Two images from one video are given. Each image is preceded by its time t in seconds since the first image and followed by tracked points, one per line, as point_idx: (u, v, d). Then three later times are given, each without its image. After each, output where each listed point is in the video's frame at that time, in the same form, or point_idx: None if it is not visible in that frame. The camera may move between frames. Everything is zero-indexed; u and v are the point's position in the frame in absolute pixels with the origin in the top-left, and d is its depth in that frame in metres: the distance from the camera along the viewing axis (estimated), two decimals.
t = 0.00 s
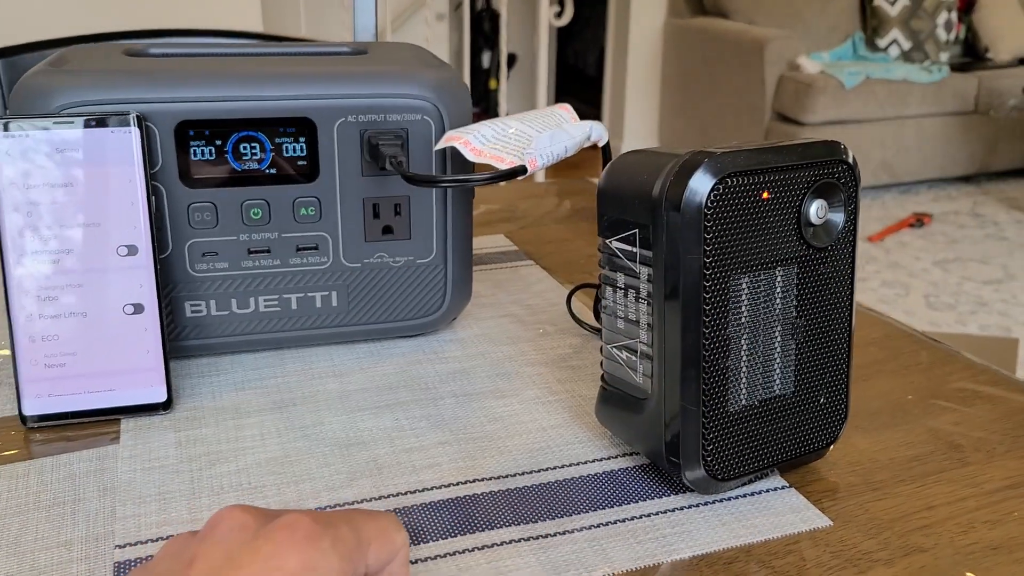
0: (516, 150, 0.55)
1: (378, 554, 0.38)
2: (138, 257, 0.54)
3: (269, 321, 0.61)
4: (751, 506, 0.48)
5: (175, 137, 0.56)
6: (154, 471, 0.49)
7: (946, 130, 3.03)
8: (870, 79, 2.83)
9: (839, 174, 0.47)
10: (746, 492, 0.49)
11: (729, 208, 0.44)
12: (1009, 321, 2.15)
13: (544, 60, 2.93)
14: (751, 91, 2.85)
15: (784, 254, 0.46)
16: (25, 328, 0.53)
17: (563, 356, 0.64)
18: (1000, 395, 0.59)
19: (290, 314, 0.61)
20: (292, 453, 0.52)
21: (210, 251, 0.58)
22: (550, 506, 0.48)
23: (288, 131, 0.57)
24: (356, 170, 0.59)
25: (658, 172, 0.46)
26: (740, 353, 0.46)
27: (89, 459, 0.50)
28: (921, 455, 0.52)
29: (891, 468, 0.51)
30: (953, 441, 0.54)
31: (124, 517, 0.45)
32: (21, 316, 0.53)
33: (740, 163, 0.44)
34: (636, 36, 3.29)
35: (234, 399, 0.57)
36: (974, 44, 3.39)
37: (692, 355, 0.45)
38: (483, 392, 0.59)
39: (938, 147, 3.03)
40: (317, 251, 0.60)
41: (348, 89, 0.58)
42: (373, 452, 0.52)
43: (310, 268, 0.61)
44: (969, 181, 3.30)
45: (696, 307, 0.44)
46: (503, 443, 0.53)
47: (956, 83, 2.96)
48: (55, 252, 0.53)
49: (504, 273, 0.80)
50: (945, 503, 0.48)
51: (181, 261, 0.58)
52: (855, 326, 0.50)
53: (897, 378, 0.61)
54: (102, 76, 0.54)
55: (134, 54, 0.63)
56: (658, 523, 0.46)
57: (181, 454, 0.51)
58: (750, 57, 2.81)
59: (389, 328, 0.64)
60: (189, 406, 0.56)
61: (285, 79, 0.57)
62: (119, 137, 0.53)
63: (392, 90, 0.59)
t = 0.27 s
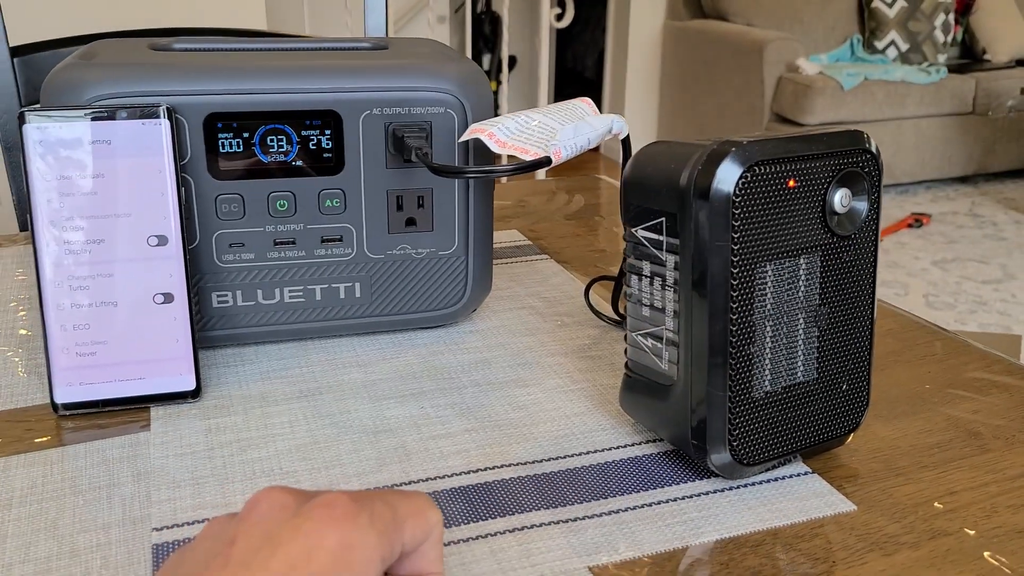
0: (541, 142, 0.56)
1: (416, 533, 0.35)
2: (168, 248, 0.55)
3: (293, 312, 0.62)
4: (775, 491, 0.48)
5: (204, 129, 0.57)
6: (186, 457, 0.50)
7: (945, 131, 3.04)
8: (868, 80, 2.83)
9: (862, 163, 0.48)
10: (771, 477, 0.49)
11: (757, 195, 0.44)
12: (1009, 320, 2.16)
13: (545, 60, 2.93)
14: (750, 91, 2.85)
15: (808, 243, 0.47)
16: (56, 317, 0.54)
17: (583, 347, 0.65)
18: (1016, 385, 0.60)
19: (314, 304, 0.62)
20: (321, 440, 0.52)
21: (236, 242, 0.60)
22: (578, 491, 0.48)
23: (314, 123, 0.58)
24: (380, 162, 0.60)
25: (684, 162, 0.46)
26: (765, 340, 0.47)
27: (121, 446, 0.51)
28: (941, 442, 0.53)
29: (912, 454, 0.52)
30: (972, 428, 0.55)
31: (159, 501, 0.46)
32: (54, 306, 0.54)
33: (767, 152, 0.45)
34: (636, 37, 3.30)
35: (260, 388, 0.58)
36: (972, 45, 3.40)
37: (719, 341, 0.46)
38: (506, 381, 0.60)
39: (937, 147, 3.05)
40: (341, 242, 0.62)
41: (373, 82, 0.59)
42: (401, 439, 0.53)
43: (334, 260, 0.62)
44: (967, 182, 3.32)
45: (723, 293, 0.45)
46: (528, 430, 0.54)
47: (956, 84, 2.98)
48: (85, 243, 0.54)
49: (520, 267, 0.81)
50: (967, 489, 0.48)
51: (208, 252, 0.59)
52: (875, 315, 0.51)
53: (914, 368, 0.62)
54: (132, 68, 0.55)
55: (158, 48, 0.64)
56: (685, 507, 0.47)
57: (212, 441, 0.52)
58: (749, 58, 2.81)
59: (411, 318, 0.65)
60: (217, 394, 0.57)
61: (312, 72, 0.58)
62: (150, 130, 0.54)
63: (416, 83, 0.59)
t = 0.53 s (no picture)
0: (555, 136, 0.56)
1: (440, 523, 0.32)
2: (183, 243, 0.55)
3: (306, 307, 0.62)
4: (792, 484, 0.48)
5: (218, 124, 0.57)
6: (201, 451, 0.50)
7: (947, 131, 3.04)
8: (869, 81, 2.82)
9: (881, 157, 0.48)
10: (787, 472, 0.49)
11: (776, 188, 0.44)
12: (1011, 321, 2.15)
13: (546, 61, 2.93)
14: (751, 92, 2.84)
15: (826, 236, 0.47)
16: (71, 312, 0.53)
17: (596, 343, 0.65)
18: None
19: (327, 300, 0.62)
20: (336, 434, 0.52)
21: (250, 237, 0.60)
22: (594, 485, 0.48)
23: (328, 118, 0.58)
24: (393, 157, 0.61)
25: (702, 155, 0.46)
26: (783, 334, 0.47)
27: (136, 440, 0.51)
28: (958, 437, 0.53)
29: (929, 449, 0.52)
30: (988, 423, 0.55)
31: (176, 495, 0.46)
32: (68, 300, 0.54)
33: (786, 144, 0.45)
34: (636, 38, 3.30)
35: (274, 383, 0.58)
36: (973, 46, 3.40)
37: (737, 335, 0.46)
38: (520, 376, 0.60)
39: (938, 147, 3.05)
40: (354, 237, 0.62)
41: (387, 78, 0.59)
42: (417, 433, 0.53)
43: (347, 255, 0.62)
44: (969, 182, 3.32)
45: (742, 286, 0.45)
46: (543, 425, 0.54)
47: (957, 84, 2.98)
48: (99, 238, 0.54)
49: (530, 263, 0.81)
50: (985, 483, 0.48)
51: (222, 247, 0.59)
52: (891, 309, 0.51)
53: (927, 364, 0.62)
54: (147, 63, 0.55)
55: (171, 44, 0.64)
56: (703, 501, 0.47)
57: (227, 435, 0.52)
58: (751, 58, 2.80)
59: (423, 314, 0.65)
60: (231, 390, 0.57)
61: (326, 67, 0.58)
62: (165, 124, 0.54)
63: (430, 79, 0.60)
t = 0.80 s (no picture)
0: (562, 135, 0.56)
1: (449, 520, 0.32)
2: (190, 242, 0.55)
3: (313, 306, 0.62)
4: (799, 483, 0.48)
5: (226, 123, 0.57)
6: (210, 449, 0.50)
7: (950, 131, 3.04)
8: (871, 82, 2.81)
9: (888, 155, 0.48)
10: (794, 470, 0.49)
11: (784, 186, 0.44)
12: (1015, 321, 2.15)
13: (549, 61, 2.93)
14: (754, 93, 2.84)
15: (834, 235, 0.47)
16: (79, 310, 0.54)
17: (602, 342, 0.65)
18: None
19: (333, 299, 0.63)
20: (343, 433, 0.52)
21: (257, 236, 0.60)
22: (602, 483, 0.48)
23: (335, 118, 0.59)
24: (400, 157, 0.61)
25: (710, 154, 0.46)
26: (790, 332, 0.47)
27: (144, 438, 0.51)
28: (965, 436, 0.53)
29: (936, 448, 0.52)
30: (995, 422, 0.55)
31: (185, 492, 0.46)
32: (77, 299, 0.54)
33: (794, 143, 0.45)
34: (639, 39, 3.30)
35: (281, 382, 0.58)
36: (977, 47, 3.40)
37: (744, 333, 0.46)
38: (527, 375, 0.60)
39: (941, 148, 3.04)
40: (361, 237, 0.62)
41: (394, 77, 0.59)
42: (424, 432, 0.53)
43: (354, 254, 0.62)
44: (972, 183, 3.31)
45: (749, 285, 0.45)
46: (550, 424, 0.54)
47: (961, 85, 2.97)
48: (107, 236, 0.54)
49: (535, 263, 0.81)
50: (992, 482, 0.48)
51: (229, 246, 0.60)
52: (898, 308, 0.52)
53: (934, 363, 0.62)
54: (156, 62, 0.55)
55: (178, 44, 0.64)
56: (711, 499, 0.47)
57: (234, 433, 0.52)
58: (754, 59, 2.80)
59: (429, 314, 0.65)
60: (239, 388, 0.57)
61: (333, 66, 0.58)
62: (172, 123, 0.54)
63: (436, 78, 0.60)
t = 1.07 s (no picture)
0: (572, 135, 0.56)
1: (459, 520, 0.32)
2: (203, 242, 0.56)
3: (324, 306, 0.63)
4: (810, 483, 0.48)
5: (238, 125, 0.57)
6: (222, 448, 0.50)
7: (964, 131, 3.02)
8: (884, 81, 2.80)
9: (899, 155, 0.48)
10: (804, 471, 0.49)
11: (794, 186, 0.44)
12: None
13: (560, 61, 2.93)
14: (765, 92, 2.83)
15: (844, 235, 0.47)
16: (93, 311, 0.54)
17: (612, 342, 0.65)
18: None
19: (345, 299, 0.63)
20: (355, 432, 0.53)
21: (269, 237, 0.60)
22: (612, 483, 0.48)
23: (346, 118, 0.59)
24: (411, 157, 0.61)
25: (720, 154, 0.46)
26: (800, 332, 0.47)
27: (158, 437, 0.51)
28: (977, 436, 0.53)
29: (947, 448, 0.52)
30: (1007, 422, 0.54)
31: (197, 491, 0.46)
32: (90, 299, 0.54)
33: (804, 142, 0.45)
34: (650, 39, 3.30)
35: (292, 381, 0.58)
36: (990, 45, 3.38)
37: (755, 333, 0.46)
38: (537, 375, 0.60)
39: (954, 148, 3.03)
40: (372, 237, 0.62)
41: (405, 78, 0.59)
42: (435, 431, 0.53)
43: (365, 254, 0.63)
44: (986, 182, 3.29)
45: (760, 284, 0.45)
46: (560, 423, 0.54)
47: (975, 84, 2.95)
48: (121, 237, 0.55)
49: (546, 263, 0.81)
50: (1005, 482, 0.48)
51: (241, 247, 0.60)
52: (909, 308, 0.51)
53: (945, 363, 0.62)
54: (169, 64, 0.56)
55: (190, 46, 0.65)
56: (721, 499, 0.47)
57: (246, 433, 0.52)
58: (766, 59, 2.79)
59: (440, 314, 0.66)
60: (251, 388, 0.57)
61: (344, 68, 0.58)
62: (184, 125, 0.54)
63: (447, 78, 0.60)
